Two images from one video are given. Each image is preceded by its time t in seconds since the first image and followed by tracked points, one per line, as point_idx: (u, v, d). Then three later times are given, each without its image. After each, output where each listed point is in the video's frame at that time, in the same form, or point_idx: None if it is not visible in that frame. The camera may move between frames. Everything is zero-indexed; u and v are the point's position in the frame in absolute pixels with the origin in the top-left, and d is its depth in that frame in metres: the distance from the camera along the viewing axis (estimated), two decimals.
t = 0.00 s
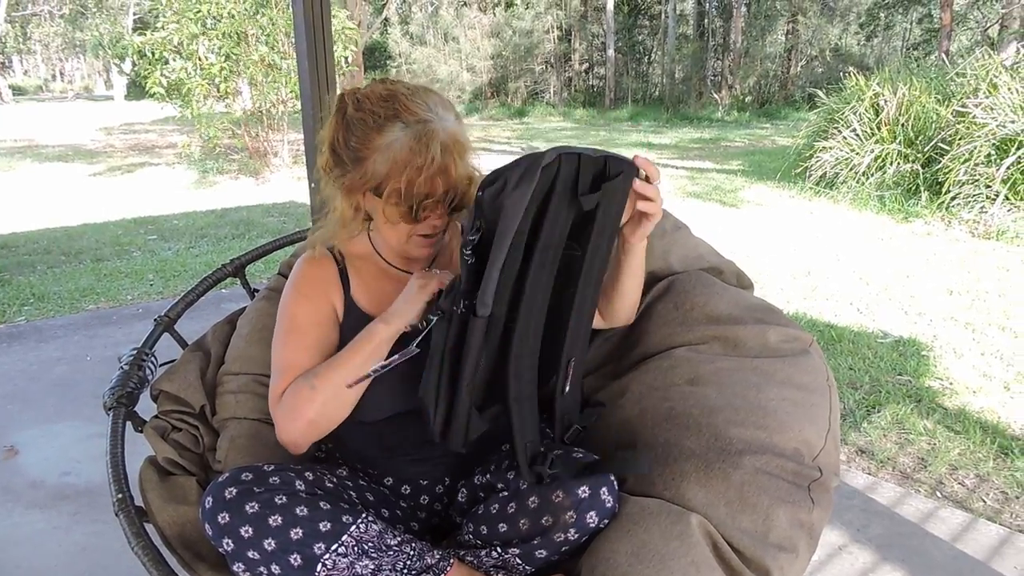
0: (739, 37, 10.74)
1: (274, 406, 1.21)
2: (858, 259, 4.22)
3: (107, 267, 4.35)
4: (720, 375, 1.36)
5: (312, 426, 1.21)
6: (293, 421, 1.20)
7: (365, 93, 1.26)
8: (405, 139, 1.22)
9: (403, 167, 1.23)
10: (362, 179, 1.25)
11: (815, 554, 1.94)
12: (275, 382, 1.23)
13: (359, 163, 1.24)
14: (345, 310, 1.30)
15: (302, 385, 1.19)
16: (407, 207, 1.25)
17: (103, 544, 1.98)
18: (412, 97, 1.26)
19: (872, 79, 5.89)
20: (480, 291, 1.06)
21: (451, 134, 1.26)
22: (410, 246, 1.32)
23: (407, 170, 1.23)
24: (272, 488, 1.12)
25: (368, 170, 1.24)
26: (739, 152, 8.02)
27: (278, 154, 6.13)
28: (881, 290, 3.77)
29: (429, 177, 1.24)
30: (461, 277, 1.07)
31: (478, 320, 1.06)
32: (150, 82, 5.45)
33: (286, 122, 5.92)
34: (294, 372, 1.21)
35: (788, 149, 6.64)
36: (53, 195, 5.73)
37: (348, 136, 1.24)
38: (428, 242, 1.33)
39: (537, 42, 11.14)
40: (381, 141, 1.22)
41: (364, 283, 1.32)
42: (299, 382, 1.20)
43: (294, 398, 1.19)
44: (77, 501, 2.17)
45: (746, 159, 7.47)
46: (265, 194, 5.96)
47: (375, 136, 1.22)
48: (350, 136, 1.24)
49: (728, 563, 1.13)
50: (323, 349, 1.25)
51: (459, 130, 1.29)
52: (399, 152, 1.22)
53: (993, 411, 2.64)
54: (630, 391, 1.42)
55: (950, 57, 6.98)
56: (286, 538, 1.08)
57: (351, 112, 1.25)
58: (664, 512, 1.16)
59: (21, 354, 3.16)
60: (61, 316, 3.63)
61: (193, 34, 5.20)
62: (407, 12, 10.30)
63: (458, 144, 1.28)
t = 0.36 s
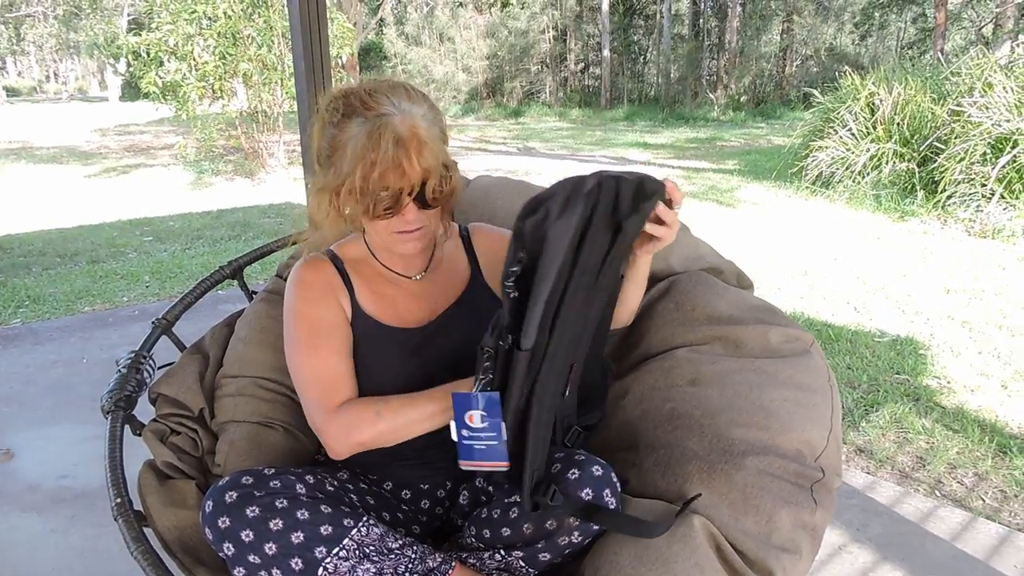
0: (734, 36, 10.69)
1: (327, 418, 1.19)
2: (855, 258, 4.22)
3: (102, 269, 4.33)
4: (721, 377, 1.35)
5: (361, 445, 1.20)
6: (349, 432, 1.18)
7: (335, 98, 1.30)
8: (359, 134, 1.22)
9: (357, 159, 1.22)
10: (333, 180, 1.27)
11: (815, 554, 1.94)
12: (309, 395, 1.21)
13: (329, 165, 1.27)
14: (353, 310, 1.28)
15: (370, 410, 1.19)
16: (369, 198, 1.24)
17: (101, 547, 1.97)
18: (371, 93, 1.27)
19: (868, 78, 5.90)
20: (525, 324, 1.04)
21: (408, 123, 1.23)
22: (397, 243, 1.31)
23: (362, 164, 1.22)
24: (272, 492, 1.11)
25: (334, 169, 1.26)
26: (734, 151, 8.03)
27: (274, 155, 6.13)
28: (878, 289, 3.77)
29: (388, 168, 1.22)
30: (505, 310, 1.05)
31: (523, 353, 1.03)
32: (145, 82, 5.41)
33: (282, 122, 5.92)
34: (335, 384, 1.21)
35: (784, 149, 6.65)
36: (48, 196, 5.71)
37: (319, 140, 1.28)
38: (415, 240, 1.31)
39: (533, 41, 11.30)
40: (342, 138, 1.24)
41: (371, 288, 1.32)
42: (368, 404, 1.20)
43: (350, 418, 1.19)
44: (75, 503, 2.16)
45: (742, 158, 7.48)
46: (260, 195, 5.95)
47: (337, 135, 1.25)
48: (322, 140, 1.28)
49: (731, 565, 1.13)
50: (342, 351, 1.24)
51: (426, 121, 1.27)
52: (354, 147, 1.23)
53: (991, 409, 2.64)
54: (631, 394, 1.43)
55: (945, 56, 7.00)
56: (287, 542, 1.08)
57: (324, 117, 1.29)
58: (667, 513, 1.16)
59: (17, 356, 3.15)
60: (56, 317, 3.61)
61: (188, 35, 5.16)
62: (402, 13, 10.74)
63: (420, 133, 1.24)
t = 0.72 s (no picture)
0: (727, 38, 10.69)
1: (327, 414, 1.14)
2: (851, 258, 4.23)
3: (98, 271, 4.31)
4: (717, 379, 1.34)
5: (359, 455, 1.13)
6: (347, 439, 1.12)
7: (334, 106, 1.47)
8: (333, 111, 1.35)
9: (326, 142, 1.34)
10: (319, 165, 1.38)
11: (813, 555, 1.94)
12: (312, 394, 1.18)
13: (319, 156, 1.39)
14: (359, 311, 1.29)
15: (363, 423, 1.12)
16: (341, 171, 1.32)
17: (99, 550, 1.96)
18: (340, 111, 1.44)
19: (862, 79, 5.91)
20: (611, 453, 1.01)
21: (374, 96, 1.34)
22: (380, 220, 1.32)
23: (330, 145, 1.33)
24: (273, 496, 1.11)
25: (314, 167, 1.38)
26: (730, 152, 8.03)
27: (269, 157, 6.14)
28: (874, 290, 3.78)
29: (349, 139, 1.32)
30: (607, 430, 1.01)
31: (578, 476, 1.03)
32: (139, 84, 5.37)
33: (277, 124, 5.92)
34: (333, 379, 1.18)
35: (779, 151, 6.67)
36: (43, 199, 5.69)
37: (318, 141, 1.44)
38: (397, 214, 1.32)
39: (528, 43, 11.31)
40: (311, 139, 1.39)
41: (375, 286, 1.33)
42: (362, 418, 1.12)
43: (348, 415, 1.14)
44: (73, 507, 2.15)
45: (738, 159, 7.49)
46: (256, 197, 5.94)
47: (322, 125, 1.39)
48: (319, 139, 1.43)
49: (733, 567, 1.13)
50: (347, 349, 1.23)
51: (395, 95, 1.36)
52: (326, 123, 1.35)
53: (987, 410, 2.65)
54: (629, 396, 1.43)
55: (939, 57, 7.02)
56: (288, 546, 1.07)
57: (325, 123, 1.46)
58: (668, 515, 1.17)
59: (12, 360, 3.13)
60: (52, 321, 3.60)
61: (183, 37, 5.13)
62: (397, 15, 10.45)
63: (384, 101, 1.33)
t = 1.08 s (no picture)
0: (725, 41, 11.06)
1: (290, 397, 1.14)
2: (846, 261, 4.25)
3: (93, 272, 4.29)
4: (715, 382, 1.33)
5: (312, 436, 1.12)
6: (305, 416, 1.12)
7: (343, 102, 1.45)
8: (350, 106, 1.34)
9: (342, 136, 1.33)
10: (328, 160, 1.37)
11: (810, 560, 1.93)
12: (282, 378, 1.18)
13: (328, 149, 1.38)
14: (347, 309, 1.28)
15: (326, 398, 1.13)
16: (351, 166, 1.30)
17: (92, 553, 1.95)
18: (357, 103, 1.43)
19: (857, 83, 5.94)
20: (577, 417, 1.07)
21: (393, 95, 1.34)
22: (381, 217, 1.32)
23: (346, 136, 1.32)
24: (269, 499, 1.11)
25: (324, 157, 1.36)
26: (726, 155, 8.06)
27: (265, 159, 6.15)
28: (870, 293, 3.79)
29: (365, 135, 1.31)
30: (560, 392, 1.06)
31: (561, 442, 1.08)
32: (135, 84, 5.34)
33: (273, 125, 5.94)
34: (309, 369, 1.18)
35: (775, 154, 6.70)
36: (38, 199, 5.67)
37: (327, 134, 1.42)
38: (400, 215, 1.32)
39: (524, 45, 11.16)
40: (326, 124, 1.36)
41: (367, 283, 1.32)
42: (325, 395, 1.13)
43: (305, 402, 1.13)
44: (65, 510, 2.14)
45: (733, 162, 7.51)
46: (251, 199, 5.93)
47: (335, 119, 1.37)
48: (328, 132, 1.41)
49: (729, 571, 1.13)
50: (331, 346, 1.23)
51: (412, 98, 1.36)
52: (342, 118, 1.34)
53: (982, 413, 2.66)
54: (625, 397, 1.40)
55: (933, 61, 7.07)
56: (283, 549, 1.07)
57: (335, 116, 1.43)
58: (665, 519, 1.16)
59: (5, 362, 3.11)
60: (45, 322, 3.58)
61: (180, 38, 5.14)
62: (394, 17, 10.54)
63: (405, 103, 1.33)
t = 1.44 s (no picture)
0: (722, 44, 11.13)
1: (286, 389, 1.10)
2: (843, 265, 4.25)
3: (88, 271, 4.28)
4: (713, 385, 1.33)
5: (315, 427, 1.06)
6: (298, 409, 1.06)
7: (350, 93, 1.32)
8: (380, 118, 1.25)
9: (369, 150, 1.25)
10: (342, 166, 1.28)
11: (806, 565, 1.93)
12: (277, 375, 1.14)
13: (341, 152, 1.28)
14: (339, 310, 1.27)
15: (313, 387, 1.06)
16: (378, 185, 1.25)
17: (85, 553, 1.93)
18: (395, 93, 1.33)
19: (855, 87, 5.95)
20: (595, 397, 1.02)
21: (427, 117, 1.27)
22: (393, 235, 1.29)
23: (389, 159, 1.25)
24: (263, 500, 1.10)
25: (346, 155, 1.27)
26: (724, 158, 8.06)
27: (262, 159, 6.14)
28: (867, 297, 3.79)
29: (402, 154, 1.25)
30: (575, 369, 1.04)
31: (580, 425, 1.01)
32: (132, 83, 5.35)
33: (270, 125, 5.93)
34: (306, 362, 1.15)
35: (772, 158, 6.71)
36: (34, 198, 5.65)
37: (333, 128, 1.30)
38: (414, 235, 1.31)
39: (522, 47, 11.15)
40: (359, 122, 1.26)
41: (361, 288, 1.31)
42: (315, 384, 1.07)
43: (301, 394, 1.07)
44: (59, 509, 2.13)
45: (731, 165, 7.50)
46: (248, 198, 5.92)
47: (355, 120, 1.27)
48: (336, 126, 1.29)
49: None
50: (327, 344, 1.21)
51: (440, 118, 1.31)
52: (371, 130, 1.25)
53: (979, 419, 2.66)
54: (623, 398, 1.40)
55: (931, 66, 7.08)
56: (278, 550, 1.06)
57: (338, 106, 1.31)
58: (664, 522, 1.16)
59: None
60: (40, 321, 3.57)
61: (178, 37, 5.13)
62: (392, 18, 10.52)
63: (437, 126, 1.28)
